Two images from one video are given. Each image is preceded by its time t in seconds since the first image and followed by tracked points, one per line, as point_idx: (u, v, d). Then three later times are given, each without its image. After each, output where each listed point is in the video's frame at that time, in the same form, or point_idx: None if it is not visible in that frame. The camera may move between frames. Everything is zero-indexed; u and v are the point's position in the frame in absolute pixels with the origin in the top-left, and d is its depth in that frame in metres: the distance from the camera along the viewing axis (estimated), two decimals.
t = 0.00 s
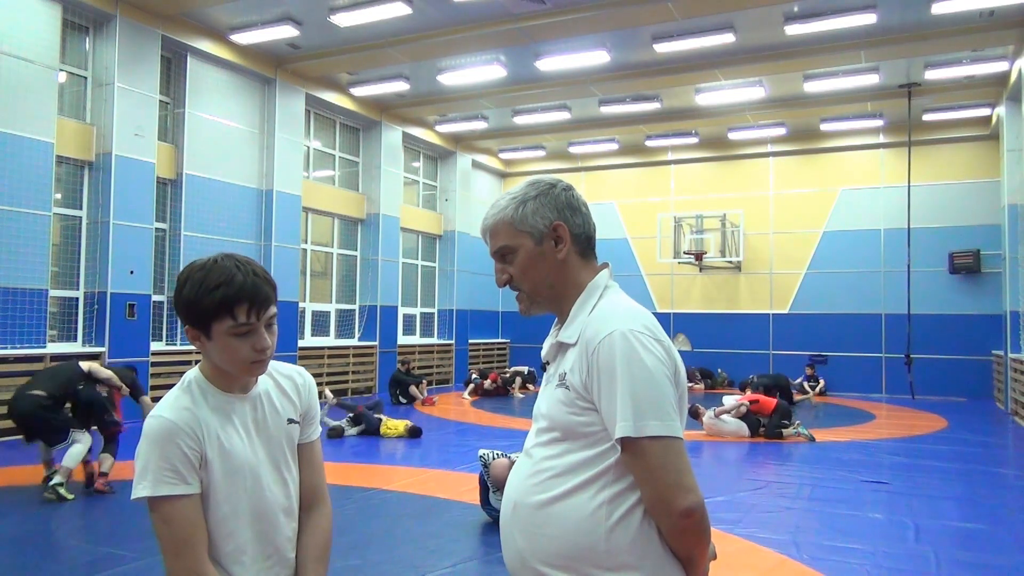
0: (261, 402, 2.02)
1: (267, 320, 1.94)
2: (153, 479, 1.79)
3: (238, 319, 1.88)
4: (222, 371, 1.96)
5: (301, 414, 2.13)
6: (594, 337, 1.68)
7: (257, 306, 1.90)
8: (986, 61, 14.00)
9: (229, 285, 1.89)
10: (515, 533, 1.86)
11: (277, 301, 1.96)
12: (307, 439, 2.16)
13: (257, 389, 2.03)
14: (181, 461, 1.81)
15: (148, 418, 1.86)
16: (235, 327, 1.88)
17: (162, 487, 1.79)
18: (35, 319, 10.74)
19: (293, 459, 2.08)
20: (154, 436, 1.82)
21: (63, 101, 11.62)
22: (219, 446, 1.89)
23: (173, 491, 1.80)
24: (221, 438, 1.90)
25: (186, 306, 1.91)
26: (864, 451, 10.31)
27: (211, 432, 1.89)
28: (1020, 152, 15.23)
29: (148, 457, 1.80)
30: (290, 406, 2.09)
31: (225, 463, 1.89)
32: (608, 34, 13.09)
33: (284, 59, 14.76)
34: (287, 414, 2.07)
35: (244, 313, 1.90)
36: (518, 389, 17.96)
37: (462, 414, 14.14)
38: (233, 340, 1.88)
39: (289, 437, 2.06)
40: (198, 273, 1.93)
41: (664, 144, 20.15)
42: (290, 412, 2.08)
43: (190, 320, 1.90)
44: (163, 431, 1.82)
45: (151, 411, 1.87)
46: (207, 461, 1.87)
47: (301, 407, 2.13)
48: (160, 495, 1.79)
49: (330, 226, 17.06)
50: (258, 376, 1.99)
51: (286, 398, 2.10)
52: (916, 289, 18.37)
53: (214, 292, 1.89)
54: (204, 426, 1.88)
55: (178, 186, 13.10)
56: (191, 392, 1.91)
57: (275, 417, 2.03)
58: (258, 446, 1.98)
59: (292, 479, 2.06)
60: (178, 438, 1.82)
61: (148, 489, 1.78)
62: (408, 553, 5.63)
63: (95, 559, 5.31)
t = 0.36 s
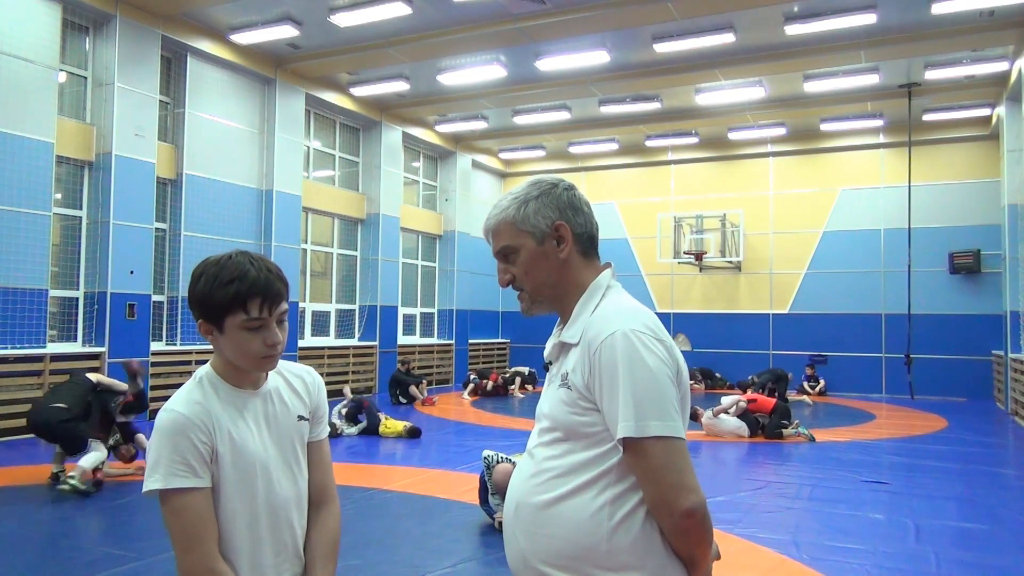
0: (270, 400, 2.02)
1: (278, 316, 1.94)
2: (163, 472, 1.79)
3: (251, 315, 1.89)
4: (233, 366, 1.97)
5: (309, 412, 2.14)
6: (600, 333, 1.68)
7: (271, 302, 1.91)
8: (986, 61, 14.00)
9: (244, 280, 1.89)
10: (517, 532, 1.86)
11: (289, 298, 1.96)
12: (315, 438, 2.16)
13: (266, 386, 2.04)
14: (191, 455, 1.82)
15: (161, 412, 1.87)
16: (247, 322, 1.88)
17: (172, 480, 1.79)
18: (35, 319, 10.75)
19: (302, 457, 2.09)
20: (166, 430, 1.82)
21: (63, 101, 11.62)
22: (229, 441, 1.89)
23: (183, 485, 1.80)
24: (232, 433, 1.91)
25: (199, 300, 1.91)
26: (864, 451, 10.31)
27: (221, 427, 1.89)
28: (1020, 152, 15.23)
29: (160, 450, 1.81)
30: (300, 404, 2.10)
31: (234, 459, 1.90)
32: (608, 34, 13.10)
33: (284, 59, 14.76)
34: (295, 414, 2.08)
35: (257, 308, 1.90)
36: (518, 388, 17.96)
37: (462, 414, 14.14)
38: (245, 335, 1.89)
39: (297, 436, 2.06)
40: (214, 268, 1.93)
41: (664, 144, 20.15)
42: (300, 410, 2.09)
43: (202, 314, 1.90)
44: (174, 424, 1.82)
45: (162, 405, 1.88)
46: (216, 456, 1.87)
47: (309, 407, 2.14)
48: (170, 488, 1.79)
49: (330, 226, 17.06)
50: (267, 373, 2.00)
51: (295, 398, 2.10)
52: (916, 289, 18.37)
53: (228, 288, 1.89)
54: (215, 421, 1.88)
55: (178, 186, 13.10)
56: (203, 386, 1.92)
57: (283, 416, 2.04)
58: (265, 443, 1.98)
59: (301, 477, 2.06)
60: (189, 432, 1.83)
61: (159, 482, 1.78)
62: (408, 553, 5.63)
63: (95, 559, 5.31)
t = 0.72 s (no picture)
0: (271, 401, 2.03)
1: (287, 327, 1.94)
2: (164, 469, 1.79)
3: (261, 323, 1.88)
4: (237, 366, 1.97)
5: (309, 415, 2.15)
6: (602, 333, 1.68)
7: (282, 315, 1.91)
8: (985, 62, 14.01)
9: (261, 291, 1.88)
10: (519, 532, 1.87)
11: (300, 312, 1.97)
12: (314, 442, 2.17)
13: (268, 387, 2.04)
14: (191, 452, 1.82)
15: (162, 409, 1.87)
16: (257, 329, 1.88)
17: (172, 477, 1.79)
18: (36, 319, 10.75)
19: (302, 461, 2.09)
20: (167, 426, 1.82)
21: (63, 101, 11.62)
22: (229, 440, 1.89)
23: (183, 482, 1.80)
24: (232, 432, 1.91)
25: (210, 301, 1.91)
26: (864, 451, 10.32)
27: (222, 426, 1.90)
28: (1020, 152, 15.23)
29: (161, 446, 1.81)
30: (300, 407, 2.11)
31: (234, 458, 1.90)
32: (608, 34, 13.09)
33: (284, 59, 14.75)
34: (296, 416, 2.08)
35: (269, 318, 1.90)
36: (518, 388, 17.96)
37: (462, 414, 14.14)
38: (253, 341, 1.89)
39: (296, 438, 2.07)
40: (231, 272, 1.93)
41: (664, 144, 20.15)
42: (300, 413, 2.10)
43: (212, 315, 1.90)
44: (176, 422, 1.83)
45: (164, 402, 1.88)
46: (217, 455, 1.87)
47: (309, 409, 2.15)
48: (171, 485, 1.79)
49: (331, 226, 17.05)
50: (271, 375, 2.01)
51: (295, 400, 2.11)
52: (916, 289, 18.36)
53: (240, 294, 1.89)
54: (216, 420, 1.88)
55: (178, 186, 13.09)
56: (205, 384, 1.92)
57: (284, 416, 2.04)
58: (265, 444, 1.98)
59: (299, 480, 2.06)
60: (190, 429, 1.83)
61: (159, 478, 1.78)
62: (408, 553, 5.63)
63: (96, 559, 5.32)
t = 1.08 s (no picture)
0: (268, 403, 2.03)
1: (279, 327, 1.93)
2: (159, 470, 1.79)
3: (252, 326, 1.88)
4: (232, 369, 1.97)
5: (305, 417, 2.15)
6: (606, 333, 1.68)
7: (273, 315, 1.90)
8: (986, 62, 14.01)
9: (249, 290, 1.88)
10: (522, 533, 1.87)
11: (292, 310, 1.96)
12: (312, 444, 2.17)
13: (264, 389, 2.05)
14: (187, 454, 1.82)
15: (157, 410, 1.87)
16: (247, 332, 1.88)
17: (167, 478, 1.79)
18: (35, 319, 10.75)
19: (298, 463, 2.09)
20: (162, 428, 1.82)
21: (63, 101, 11.61)
22: (225, 442, 1.89)
23: (179, 483, 1.80)
24: (227, 433, 1.91)
25: (200, 305, 1.91)
26: (864, 451, 10.32)
27: (218, 428, 1.90)
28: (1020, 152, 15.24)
29: (156, 447, 1.81)
30: (296, 409, 2.11)
31: (231, 461, 1.90)
32: (608, 34, 13.09)
33: (284, 59, 14.75)
34: (292, 417, 2.08)
35: (260, 320, 1.89)
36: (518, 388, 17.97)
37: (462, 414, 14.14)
38: (246, 344, 1.89)
39: (293, 441, 2.07)
40: (218, 276, 1.92)
41: (664, 144, 20.15)
42: (295, 415, 2.10)
43: (205, 320, 1.90)
44: (172, 423, 1.82)
45: (160, 403, 1.88)
46: (214, 457, 1.88)
47: (305, 411, 2.15)
48: (166, 486, 1.79)
49: (330, 226, 17.05)
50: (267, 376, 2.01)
51: (292, 402, 2.11)
52: (916, 289, 18.37)
53: (229, 296, 1.88)
54: (212, 421, 1.88)
55: (178, 186, 13.09)
56: (200, 386, 1.92)
57: (281, 418, 2.04)
58: (264, 446, 1.99)
59: (296, 482, 2.07)
60: (185, 430, 1.83)
61: (154, 479, 1.78)
62: (408, 553, 5.63)
63: (95, 559, 5.32)
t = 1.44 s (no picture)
0: (273, 402, 2.03)
1: (277, 316, 1.94)
2: (170, 473, 1.79)
3: (249, 318, 1.89)
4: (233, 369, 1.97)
5: (308, 415, 2.16)
6: (618, 332, 1.67)
7: (269, 303, 1.91)
8: (986, 62, 14.00)
9: (242, 283, 1.89)
10: (530, 536, 1.87)
11: (286, 297, 1.97)
12: (312, 441, 2.18)
13: (268, 388, 2.05)
14: (196, 456, 1.82)
15: (164, 412, 1.87)
16: (246, 325, 1.88)
17: (178, 481, 1.79)
18: (35, 319, 10.75)
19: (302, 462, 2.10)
20: (171, 431, 1.82)
21: (63, 101, 11.62)
22: (232, 442, 1.90)
23: (190, 485, 1.80)
24: (235, 434, 1.91)
25: (196, 306, 1.91)
26: (863, 451, 10.32)
27: (226, 428, 1.90)
28: (1020, 152, 15.23)
29: (165, 451, 1.81)
30: (299, 407, 2.12)
31: (239, 461, 1.90)
32: (608, 34, 13.08)
33: (284, 59, 14.76)
34: (296, 417, 2.09)
35: (255, 310, 1.90)
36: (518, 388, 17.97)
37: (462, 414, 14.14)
38: (245, 338, 1.89)
39: (297, 438, 2.08)
40: (209, 274, 1.93)
41: (664, 144, 20.14)
42: (299, 414, 2.11)
43: (201, 319, 1.91)
44: (180, 425, 1.83)
45: (166, 405, 1.88)
46: (223, 458, 1.88)
47: (308, 409, 2.16)
48: (176, 490, 1.79)
49: (330, 226, 17.05)
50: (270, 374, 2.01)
51: (295, 400, 2.12)
52: (916, 289, 18.36)
53: (222, 291, 1.89)
54: (220, 423, 1.89)
55: (178, 186, 13.09)
56: (206, 387, 1.92)
57: (285, 417, 2.05)
58: (270, 445, 1.99)
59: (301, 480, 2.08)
60: (195, 432, 1.83)
61: (164, 483, 1.79)
62: (407, 553, 5.63)
63: (95, 559, 5.32)
